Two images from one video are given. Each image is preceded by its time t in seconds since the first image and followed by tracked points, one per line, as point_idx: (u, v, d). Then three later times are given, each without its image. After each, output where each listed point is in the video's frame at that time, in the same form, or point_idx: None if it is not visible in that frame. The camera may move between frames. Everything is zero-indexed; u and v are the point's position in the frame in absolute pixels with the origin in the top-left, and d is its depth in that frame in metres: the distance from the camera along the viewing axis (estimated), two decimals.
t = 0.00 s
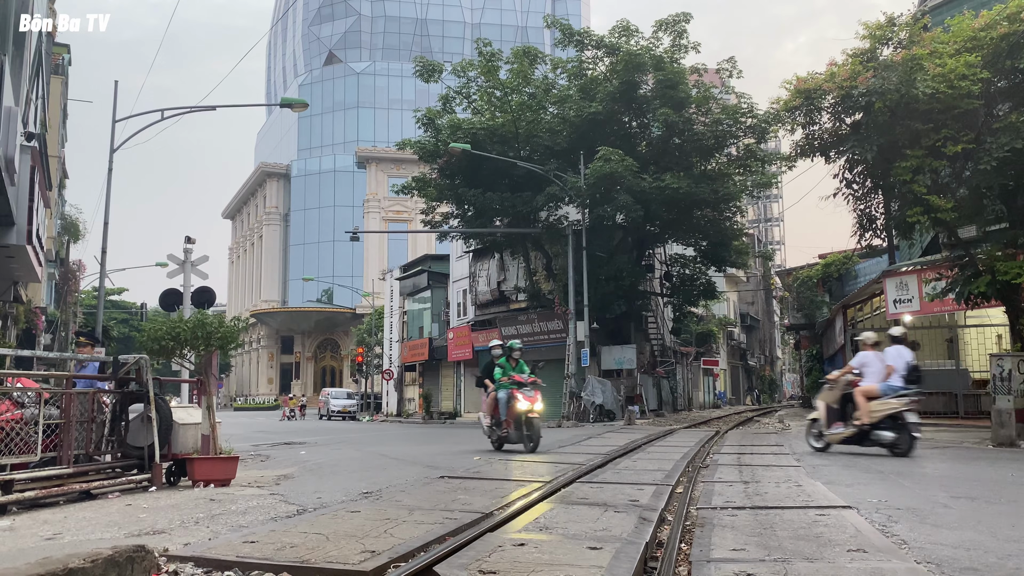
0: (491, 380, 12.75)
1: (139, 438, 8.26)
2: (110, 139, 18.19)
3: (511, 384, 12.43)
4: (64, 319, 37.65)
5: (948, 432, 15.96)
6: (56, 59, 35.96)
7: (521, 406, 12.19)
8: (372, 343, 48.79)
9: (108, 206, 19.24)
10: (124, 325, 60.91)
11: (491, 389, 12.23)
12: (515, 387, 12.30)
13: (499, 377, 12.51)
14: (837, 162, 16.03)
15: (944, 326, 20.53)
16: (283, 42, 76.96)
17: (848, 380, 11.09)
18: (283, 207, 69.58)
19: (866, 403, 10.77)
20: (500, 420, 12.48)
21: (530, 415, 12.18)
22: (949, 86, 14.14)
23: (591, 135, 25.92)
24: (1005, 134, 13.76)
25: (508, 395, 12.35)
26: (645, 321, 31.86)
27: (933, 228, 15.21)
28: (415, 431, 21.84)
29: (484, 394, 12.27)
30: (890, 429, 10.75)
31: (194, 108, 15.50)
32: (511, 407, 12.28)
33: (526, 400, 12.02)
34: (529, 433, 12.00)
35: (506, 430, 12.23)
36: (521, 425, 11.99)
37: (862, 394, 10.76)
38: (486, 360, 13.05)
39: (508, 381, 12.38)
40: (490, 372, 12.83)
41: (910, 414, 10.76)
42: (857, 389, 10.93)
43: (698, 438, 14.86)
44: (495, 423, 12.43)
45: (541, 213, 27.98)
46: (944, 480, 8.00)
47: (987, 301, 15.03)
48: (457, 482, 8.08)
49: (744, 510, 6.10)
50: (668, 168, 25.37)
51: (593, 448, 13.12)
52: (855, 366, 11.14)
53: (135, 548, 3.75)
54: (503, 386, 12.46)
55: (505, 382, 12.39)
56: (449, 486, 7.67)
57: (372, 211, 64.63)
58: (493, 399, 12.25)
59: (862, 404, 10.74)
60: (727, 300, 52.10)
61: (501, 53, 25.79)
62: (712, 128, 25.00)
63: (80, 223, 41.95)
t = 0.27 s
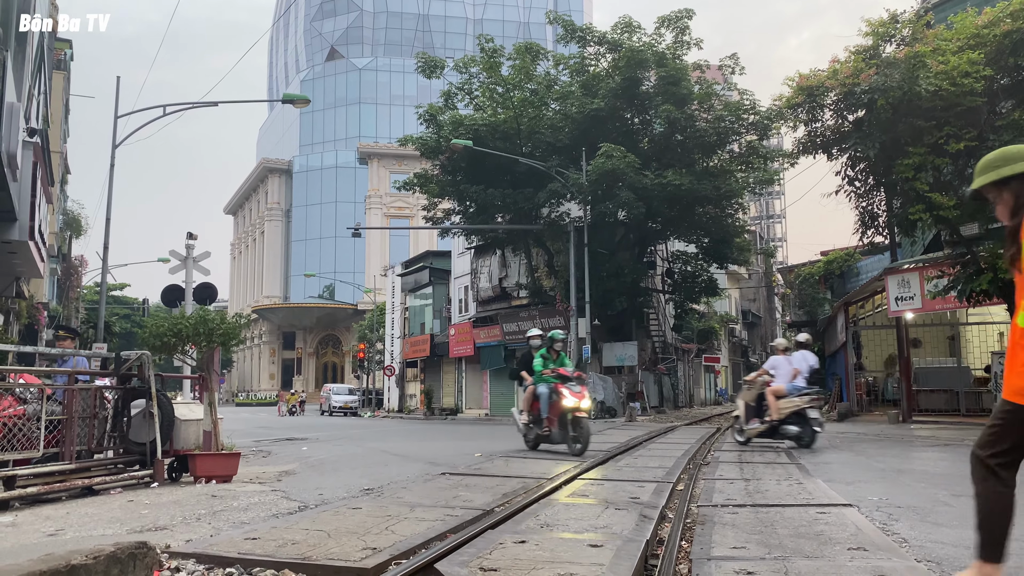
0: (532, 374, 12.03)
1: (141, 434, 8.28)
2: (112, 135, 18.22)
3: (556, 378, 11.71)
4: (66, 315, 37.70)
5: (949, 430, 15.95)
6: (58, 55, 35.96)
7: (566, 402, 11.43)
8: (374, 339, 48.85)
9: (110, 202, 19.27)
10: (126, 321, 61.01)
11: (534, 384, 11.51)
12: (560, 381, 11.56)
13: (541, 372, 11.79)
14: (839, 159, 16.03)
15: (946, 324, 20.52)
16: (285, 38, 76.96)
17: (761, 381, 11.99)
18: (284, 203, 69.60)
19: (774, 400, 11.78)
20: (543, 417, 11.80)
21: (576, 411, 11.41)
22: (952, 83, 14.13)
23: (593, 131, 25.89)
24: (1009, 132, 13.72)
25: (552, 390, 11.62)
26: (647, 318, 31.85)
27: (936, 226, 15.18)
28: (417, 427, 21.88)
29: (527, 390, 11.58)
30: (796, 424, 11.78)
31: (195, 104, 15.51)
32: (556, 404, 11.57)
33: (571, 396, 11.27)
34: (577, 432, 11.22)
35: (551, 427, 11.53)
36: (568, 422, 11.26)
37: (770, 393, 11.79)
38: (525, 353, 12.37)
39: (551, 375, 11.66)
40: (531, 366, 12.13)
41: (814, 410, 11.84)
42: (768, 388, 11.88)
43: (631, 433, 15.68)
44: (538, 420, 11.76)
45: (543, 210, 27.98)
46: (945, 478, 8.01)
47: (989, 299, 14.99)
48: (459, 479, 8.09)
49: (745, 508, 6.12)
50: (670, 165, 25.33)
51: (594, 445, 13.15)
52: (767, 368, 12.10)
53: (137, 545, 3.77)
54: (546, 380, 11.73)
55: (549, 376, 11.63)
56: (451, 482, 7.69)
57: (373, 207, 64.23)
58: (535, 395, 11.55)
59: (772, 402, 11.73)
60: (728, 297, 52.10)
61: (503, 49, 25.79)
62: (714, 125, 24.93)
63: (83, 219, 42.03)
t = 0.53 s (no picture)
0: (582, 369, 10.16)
1: (144, 430, 8.31)
2: (115, 131, 18.24)
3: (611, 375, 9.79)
4: (68, 310, 37.74)
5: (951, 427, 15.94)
6: (61, 50, 35.96)
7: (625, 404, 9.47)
8: (376, 334, 48.90)
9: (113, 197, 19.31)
10: (129, 316, 61.08)
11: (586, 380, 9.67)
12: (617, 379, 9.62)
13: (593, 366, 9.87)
14: (841, 156, 15.99)
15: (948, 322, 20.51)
16: (287, 33, 76.94)
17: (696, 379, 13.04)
18: (287, 199, 69.60)
19: (704, 398, 12.84)
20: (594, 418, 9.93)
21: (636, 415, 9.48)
22: (955, 80, 14.08)
23: (595, 127, 25.85)
24: (1012, 129, 13.68)
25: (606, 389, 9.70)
26: (649, 314, 31.85)
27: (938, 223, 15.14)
28: (419, 423, 21.91)
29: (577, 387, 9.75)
30: (724, 420, 12.83)
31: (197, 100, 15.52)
32: (611, 403, 9.58)
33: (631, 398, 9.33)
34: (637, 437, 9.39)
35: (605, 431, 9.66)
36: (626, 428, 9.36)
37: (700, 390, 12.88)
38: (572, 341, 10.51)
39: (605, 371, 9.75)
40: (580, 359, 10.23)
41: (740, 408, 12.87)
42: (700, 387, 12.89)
43: (567, 390, 16.71)
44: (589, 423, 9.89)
45: (545, 206, 27.96)
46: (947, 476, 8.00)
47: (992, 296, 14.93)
48: (460, 475, 8.11)
49: (746, 505, 6.12)
50: (672, 161, 25.27)
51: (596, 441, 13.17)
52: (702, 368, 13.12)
53: (140, 541, 3.78)
54: (599, 375, 9.79)
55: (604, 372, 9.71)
56: (453, 479, 7.71)
57: (375, 202, 64.04)
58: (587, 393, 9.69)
59: (703, 400, 12.75)
60: (730, 293, 52.09)
61: (505, 45, 25.77)
62: (716, 121, 24.87)
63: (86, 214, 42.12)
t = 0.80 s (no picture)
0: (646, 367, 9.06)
1: (147, 425, 8.33)
2: (117, 126, 18.22)
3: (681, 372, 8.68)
4: (71, 304, 37.76)
5: (953, 423, 15.95)
6: (63, 44, 35.91)
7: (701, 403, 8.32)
8: (379, 329, 48.95)
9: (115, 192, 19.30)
10: (132, 311, 61.13)
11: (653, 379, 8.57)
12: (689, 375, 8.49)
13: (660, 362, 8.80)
14: (844, 152, 15.95)
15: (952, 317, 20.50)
16: (289, 28, 76.83)
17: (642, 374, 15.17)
18: (289, 194, 69.61)
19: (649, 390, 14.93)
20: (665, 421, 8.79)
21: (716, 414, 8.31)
22: (959, 76, 14.04)
23: (598, 122, 25.80)
24: (1016, 125, 13.64)
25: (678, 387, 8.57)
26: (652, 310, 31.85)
27: (941, 219, 15.10)
28: (422, 418, 21.92)
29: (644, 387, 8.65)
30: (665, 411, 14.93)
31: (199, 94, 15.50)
32: (684, 403, 8.43)
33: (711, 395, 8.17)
34: (717, 440, 8.24)
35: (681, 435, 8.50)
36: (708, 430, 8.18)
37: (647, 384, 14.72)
38: (631, 337, 9.36)
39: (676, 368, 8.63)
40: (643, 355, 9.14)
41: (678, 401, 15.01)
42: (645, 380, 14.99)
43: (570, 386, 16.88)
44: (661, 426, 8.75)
45: (548, 201, 27.93)
46: (948, 472, 8.01)
47: (995, 293, 14.90)
48: (463, 471, 8.12)
49: (748, 501, 6.12)
50: (675, 156, 25.22)
51: (598, 436, 13.18)
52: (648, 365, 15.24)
53: (142, 537, 3.78)
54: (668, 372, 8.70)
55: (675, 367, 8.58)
56: (455, 474, 7.72)
57: (378, 197, 64.39)
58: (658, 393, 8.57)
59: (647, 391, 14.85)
60: (733, 289, 52.08)
61: (508, 40, 25.72)
62: (720, 116, 24.82)
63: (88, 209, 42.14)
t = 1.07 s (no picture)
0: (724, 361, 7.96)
1: (150, 419, 8.35)
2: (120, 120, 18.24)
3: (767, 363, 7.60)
4: (74, 298, 37.81)
5: (956, 418, 15.94)
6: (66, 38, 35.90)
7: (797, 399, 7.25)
8: (381, 323, 48.99)
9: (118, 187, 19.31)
10: (135, 305, 61.21)
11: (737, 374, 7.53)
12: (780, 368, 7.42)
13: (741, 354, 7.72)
14: (847, 147, 15.92)
15: (955, 313, 20.48)
16: (292, 22, 76.74)
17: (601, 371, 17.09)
18: (292, 188, 69.62)
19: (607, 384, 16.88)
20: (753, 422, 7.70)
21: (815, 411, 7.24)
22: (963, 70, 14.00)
23: (601, 117, 25.75)
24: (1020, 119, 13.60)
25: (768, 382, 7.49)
26: (654, 305, 31.84)
27: (945, 214, 15.07)
28: (424, 412, 21.95)
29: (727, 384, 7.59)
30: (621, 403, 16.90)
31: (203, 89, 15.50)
32: (778, 399, 7.35)
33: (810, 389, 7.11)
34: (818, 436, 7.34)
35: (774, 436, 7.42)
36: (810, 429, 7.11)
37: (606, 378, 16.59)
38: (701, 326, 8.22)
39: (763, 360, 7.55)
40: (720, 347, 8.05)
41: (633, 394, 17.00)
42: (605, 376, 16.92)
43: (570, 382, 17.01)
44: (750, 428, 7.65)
45: (550, 196, 27.92)
46: (950, 467, 8.03)
47: (998, 288, 14.87)
48: (465, 465, 8.14)
49: (750, 496, 6.12)
50: (678, 151, 25.18)
51: (600, 431, 13.19)
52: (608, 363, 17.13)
53: (146, 530, 3.80)
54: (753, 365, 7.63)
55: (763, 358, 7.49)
56: (457, 469, 7.73)
57: (380, 192, 64.51)
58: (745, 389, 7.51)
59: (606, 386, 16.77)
60: (735, 284, 52.04)
61: (511, 34, 25.69)
62: (723, 110, 24.75)
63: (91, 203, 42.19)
